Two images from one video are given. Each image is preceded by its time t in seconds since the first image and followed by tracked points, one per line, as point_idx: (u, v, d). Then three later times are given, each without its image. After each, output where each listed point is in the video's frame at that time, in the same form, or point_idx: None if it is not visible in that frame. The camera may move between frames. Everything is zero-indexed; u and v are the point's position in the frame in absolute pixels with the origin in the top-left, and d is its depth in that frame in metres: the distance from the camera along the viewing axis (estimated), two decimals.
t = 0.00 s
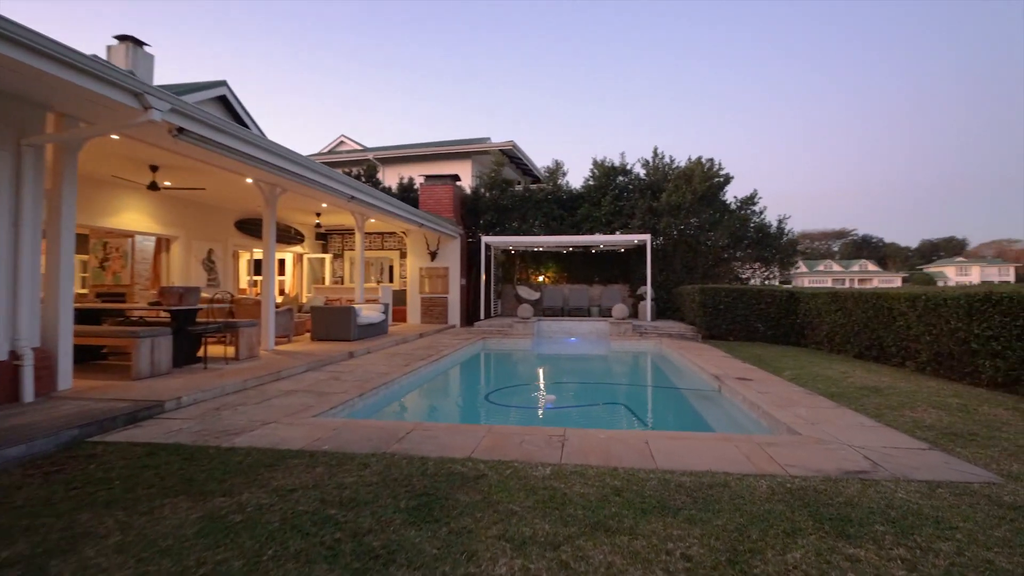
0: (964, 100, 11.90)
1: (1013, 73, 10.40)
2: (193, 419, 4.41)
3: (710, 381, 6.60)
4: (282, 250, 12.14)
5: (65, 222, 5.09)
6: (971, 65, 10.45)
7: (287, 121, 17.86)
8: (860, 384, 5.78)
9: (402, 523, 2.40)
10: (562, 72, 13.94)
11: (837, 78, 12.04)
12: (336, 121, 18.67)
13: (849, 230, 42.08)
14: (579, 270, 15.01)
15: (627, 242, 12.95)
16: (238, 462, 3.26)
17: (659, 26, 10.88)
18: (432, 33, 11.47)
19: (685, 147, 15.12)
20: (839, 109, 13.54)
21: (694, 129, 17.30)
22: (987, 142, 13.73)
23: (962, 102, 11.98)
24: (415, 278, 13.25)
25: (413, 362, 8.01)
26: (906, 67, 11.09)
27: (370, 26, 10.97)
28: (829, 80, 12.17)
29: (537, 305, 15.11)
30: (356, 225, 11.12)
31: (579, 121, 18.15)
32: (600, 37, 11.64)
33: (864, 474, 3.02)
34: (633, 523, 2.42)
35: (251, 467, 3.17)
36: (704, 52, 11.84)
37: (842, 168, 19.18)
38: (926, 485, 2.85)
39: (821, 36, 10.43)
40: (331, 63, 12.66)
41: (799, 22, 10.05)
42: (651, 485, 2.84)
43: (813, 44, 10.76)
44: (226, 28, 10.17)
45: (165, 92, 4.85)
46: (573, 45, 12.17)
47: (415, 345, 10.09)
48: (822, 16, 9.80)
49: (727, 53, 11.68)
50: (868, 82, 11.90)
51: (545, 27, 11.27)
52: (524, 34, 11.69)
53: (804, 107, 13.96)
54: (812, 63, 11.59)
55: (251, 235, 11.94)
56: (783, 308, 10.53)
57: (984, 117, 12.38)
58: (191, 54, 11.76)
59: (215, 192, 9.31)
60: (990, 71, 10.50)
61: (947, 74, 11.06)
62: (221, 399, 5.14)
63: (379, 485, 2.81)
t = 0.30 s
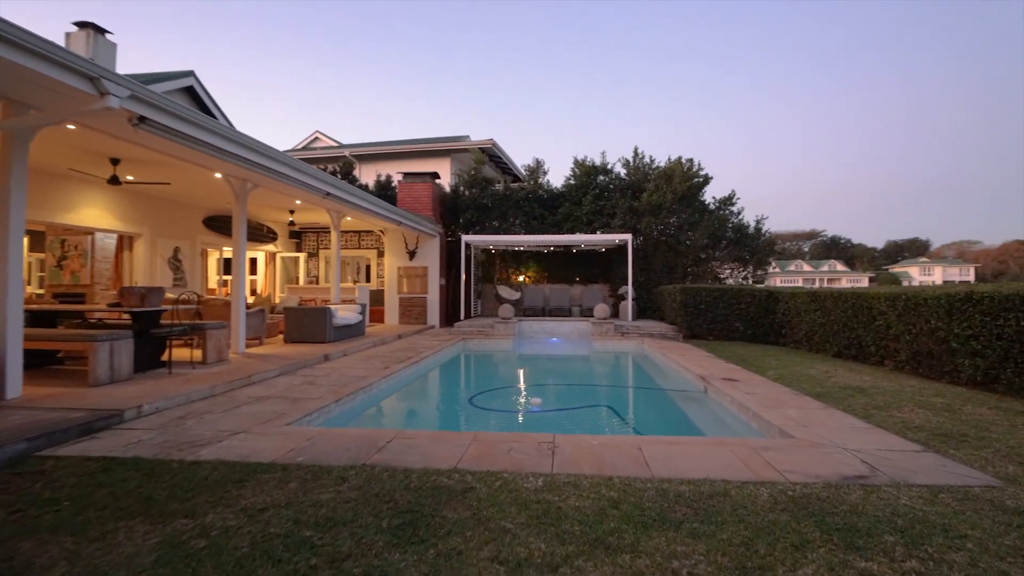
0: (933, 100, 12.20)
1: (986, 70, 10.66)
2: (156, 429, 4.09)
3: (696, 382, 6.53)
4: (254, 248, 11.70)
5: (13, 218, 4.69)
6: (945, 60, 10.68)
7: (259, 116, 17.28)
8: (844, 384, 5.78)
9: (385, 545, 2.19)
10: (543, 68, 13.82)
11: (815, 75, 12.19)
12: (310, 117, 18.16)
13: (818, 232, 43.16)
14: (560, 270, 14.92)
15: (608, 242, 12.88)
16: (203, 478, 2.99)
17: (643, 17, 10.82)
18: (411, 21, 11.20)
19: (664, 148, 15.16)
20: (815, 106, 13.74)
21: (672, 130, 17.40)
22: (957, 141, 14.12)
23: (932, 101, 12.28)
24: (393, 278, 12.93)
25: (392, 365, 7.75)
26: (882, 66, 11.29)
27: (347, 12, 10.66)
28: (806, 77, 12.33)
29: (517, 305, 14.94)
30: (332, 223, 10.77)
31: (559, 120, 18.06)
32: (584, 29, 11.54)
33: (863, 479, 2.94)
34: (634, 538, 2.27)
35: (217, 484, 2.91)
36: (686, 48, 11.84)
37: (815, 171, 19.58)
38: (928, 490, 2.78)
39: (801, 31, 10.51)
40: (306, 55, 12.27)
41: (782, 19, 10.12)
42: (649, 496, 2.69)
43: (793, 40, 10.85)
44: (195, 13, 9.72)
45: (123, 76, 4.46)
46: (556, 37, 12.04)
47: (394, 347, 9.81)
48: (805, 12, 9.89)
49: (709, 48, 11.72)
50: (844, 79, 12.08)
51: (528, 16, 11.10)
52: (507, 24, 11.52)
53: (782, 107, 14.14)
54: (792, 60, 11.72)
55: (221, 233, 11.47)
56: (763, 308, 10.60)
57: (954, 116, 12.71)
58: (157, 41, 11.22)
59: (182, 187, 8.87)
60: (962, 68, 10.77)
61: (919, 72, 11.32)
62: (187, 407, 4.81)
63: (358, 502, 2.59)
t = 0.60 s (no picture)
0: (921, 97, 12.31)
1: (980, 67, 10.79)
2: (130, 440, 3.85)
3: (692, 385, 6.43)
4: (237, 249, 11.39)
5: None
6: (934, 57, 10.78)
7: (242, 114, 16.91)
8: (841, 386, 5.71)
9: (376, 572, 2.00)
10: (534, 66, 13.69)
11: (806, 75, 12.23)
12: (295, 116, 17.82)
13: (803, 234, 43.66)
14: (550, 270, 14.79)
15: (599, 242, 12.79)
16: (178, 496, 2.77)
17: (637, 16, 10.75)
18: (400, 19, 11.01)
19: (654, 148, 15.13)
20: (804, 106, 13.80)
21: (661, 130, 17.39)
22: (941, 139, 14.31)
23: (919, 98, 12.40)
24: (381, 279, 12.69)
25: (380, 369, 7.53)
26: (872, 64, 11.36)
27: (335, 5, 10.43)
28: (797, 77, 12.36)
29: (507, 306, 14.78)
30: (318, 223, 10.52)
31: (549, 120, 17.97)
32: (576, 27, 11.46)
33: (874, 488, 2.83)
34: (645, 557, 2.11)
35: (193, 503, 2.69)
36: (680, 47, 11.81)
37: (801, 173, 19.73)
38: (943, 499, 2.68)
39: (795, 31, 10.53)
40: (291, 52, 11.99)
41: (776, 18, 10.11)
42: (656, 509, 2.53)
43: (786, 38, 10.85)
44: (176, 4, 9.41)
45: (94, 66, 4.22)
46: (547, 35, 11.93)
47: (382, 350, 9.59)
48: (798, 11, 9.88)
49: (702, 47, 11.68)
50: (835, 77, 12.11)
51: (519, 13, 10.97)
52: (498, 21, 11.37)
53: (772, 108, 14.18)
54: (783, 60, 11.72)
55: (203, 233, 11.15)
56: (754, 309, 10.57)
57: (941, 113, 12.86)
58: (136, 35, 10.86)
59: (161, 185, 8.57)
60: (950, 63, 10.88)
61: (907, 71, 11.43)
62: (164, 415, 4.56)
63: (347, 522, 2.40)
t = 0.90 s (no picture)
0: (918, 97, 12.27)
1: (979, 67, 10.77)
2: (110, 450, 3.65)
3: (693, 388, 6.31)
4: (228, 248, 11.17)
5: None
6: (933, 57, 10.74)
7: (234, 113, 16.66)
8: (845, 389, 5.60)
9: None
10: (529, 66, 13.56)
11: (805, 74, 12.15)
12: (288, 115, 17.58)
13: (797, 234, 43.76)
14: (546, 271, 14.64)
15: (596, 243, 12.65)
16: (156, 513, 2.59)
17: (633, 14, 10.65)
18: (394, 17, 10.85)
19: (650, 148, 15.02)
20: (801, 106, 13.74)
21: (658, 129, 17.29)
22: (936, 138, 14.29)
23: (915, 98, 12.37)
24: (375, 280, 12.49)
25: (374, 371, 7.36)
26: (870, 64, 11.30)
27: None
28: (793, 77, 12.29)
29: (503, 306, 14.62)
30: (310, 222, 10.32)
31: (544, 120, 17.84)
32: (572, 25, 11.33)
33: (894, 500, 2.69)
34: None
35: (171, 521, 2.50)
36: (678, 46, 11.72)
37: (797, 173, 19.70)
38: (968, 513, 2.54)
39: (793, 30, 10.45)
40: (283, 50, 11.79)
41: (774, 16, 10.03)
42: (668, 526, 2.37)
43: (784, 37, 10.77)
44: None
45: (72, 56, 3.99)
46: (543, 34, 11.79)
47: (376, 352, 9.40)
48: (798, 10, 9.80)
49: (697, 46, 11.60)
50: (833, 77, 12.05)
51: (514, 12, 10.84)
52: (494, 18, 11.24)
53: (769, 107, 14.11)
54: (781, 60, 11.65)
55: (193, 232, 10.92)
56: (752, 310, 10.47)
57: (937, 113, 12.83)
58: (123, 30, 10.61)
59: (148, 183, 8.33)
60: (947, 63, 10.84)
61: (905, 71, 11.39)
62: (148, 423, 4.36)
63: (336, 542, 2.22)
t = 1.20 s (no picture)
0: (912, 96, 12.25)
1: (975, 66, 10.74)
2: (83, 460, 3.45)
3: (692, 390, 6.18)
4: (216, 247, 10.93)
5: None
6: (929, 58, 10.71)
7: (223, 112, 16.37)
8: (847, 391, 5.49)
9: None
10: (523, 64, 13.41)
11: (801, 73, 12.08)
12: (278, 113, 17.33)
13: (789, 234, 43.91)
14: (541, 270, 14.50)
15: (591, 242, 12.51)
16: (127, 531, 2.41)
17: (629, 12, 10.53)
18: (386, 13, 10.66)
19: (646, 147, 14.90)
20: (797, 105, 13.68)
21: (653, 128, 17.20)
22: (930, 138, 14.31)
23: (910, 98, 12.34)
24: (367, 279, 12.28)
25: (365, 373, 7.17)
26: (866, 63, 11.24)
27: None
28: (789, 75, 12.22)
29: (497, 306, 14.46)
30: (301, 220, 10.10)
31: (538, 119, 17.70)
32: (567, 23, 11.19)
33: (911, 512, 2.56)
34: None
35: (142, 541, 2.31)
36: (674, 44, 11.61)
37: (791, 172, 19.68)
38: (990, 524, 2.41)
39: (789, 28, 10.37)
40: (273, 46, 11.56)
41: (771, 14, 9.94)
42: (677, 543, 2.22)
43: (780, 36, 10.69)
44: None
45: (44, 44, 3.76)
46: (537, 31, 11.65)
47: (368, 353, 9.20)
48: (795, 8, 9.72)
49: (693, 45, 11.49)
50: (829, 76, 11.99)
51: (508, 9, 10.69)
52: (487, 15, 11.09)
53: (764, 106, 14.05)
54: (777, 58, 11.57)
55: (179, 231, 10.67)
56: (749, 310, 10.37)
57: (931, 112, 12.83)
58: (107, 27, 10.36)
59: (131, 179, 8.07)
60: (943, 63, 10.84)
61: (900, 72, 11.37)
62: (126, 430, 4.16)
63: (320, 565, 2.05)
